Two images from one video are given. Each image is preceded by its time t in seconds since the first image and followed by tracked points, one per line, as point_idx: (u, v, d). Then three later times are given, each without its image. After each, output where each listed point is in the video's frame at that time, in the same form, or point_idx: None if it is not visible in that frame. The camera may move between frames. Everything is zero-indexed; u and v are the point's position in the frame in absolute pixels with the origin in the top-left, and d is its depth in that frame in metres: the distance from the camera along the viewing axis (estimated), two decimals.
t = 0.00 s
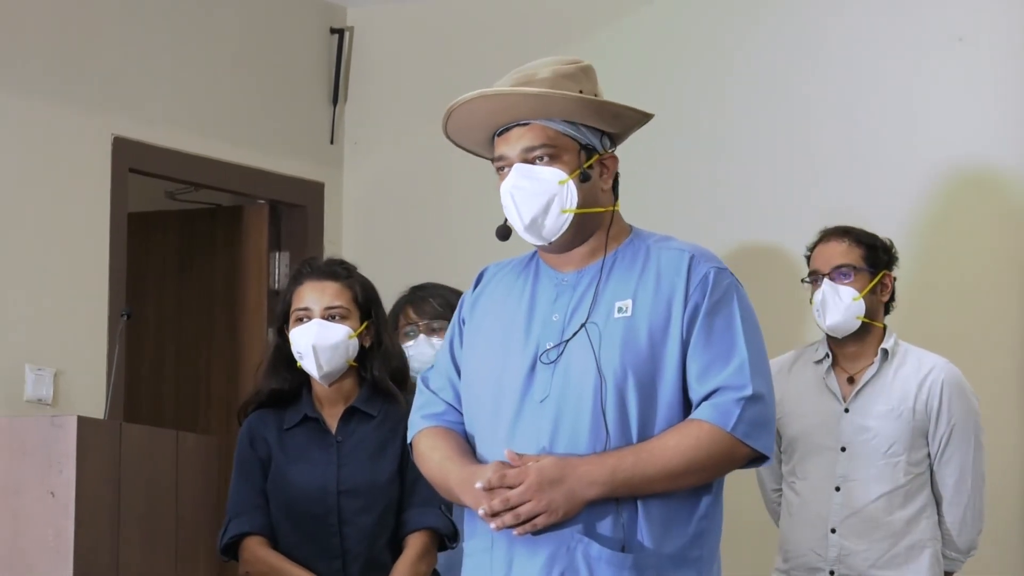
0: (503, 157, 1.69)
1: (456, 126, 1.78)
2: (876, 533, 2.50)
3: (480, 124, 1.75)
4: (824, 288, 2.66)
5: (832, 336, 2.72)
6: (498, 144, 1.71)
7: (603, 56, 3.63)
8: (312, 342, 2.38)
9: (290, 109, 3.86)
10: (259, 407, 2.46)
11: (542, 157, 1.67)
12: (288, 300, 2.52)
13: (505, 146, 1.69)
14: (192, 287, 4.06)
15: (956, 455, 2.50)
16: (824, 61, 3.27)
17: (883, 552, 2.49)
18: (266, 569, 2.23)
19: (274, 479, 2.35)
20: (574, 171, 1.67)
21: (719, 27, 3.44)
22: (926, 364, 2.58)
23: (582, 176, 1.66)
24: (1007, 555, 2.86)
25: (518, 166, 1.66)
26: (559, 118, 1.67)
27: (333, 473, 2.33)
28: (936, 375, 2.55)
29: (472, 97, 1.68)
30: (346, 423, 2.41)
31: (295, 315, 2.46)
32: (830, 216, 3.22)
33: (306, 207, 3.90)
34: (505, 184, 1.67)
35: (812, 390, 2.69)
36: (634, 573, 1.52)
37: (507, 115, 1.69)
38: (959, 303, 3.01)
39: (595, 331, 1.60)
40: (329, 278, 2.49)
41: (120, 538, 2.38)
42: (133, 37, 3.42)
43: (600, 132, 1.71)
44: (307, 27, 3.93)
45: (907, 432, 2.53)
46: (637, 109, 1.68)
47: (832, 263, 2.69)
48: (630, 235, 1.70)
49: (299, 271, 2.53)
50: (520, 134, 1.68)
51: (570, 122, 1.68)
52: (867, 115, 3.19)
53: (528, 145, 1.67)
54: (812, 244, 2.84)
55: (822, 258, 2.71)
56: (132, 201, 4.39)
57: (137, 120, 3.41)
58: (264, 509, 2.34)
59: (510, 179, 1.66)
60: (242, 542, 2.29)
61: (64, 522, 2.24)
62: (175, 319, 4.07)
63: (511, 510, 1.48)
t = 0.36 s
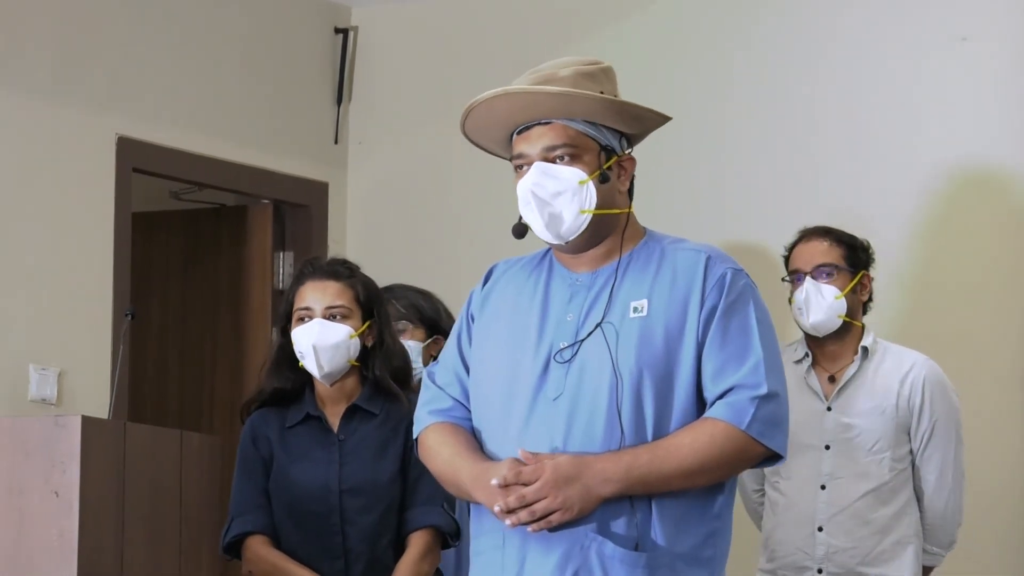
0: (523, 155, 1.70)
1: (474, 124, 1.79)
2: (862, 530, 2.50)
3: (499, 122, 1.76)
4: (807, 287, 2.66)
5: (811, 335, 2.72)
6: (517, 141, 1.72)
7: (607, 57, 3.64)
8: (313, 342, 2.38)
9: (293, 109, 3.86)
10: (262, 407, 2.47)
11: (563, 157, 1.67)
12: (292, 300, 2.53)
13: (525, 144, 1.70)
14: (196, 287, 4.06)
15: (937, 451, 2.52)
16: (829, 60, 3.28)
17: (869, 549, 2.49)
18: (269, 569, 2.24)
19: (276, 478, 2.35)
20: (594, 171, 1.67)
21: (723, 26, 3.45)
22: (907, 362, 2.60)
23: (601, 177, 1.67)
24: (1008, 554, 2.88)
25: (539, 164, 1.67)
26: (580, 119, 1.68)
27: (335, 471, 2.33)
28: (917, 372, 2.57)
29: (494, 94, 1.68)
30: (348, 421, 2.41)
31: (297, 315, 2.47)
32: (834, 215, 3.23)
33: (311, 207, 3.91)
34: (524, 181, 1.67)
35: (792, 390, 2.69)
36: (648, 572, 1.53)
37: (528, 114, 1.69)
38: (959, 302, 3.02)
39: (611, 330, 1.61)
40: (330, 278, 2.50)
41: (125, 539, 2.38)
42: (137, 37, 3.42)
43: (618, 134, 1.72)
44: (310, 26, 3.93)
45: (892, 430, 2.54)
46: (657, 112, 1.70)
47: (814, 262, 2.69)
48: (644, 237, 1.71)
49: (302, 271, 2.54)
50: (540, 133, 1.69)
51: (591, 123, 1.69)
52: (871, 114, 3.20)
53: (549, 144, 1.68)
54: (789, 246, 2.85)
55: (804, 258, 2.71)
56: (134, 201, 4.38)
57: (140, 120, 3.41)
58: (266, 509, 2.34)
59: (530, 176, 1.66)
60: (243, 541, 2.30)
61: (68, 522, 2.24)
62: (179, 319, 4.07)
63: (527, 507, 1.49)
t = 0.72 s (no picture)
0: (532, 152, 1.70)
1: (482, 118, 1.78)
2: (858, 532, 2.50)
3: (507, 118, 1.75)
4: (803, 282, 2.63)
5: (798, 337, 2.71)
6: (527, 138, 1.71)
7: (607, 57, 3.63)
8: (312, 342, 2.38)
9: (293, 108, 3.86)
10: (260, 408, 2.47)
11: (572, 155, 1.67)
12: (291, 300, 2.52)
13: (535, 141, 1.70)
14: (196, 287, 4.06)
15: (927, 448, 2.52)
16: (828, 59, 3.28)
17: (864, 550, 2.49)
18: (269, 568, 2.24)
19: (276, 478, 2.35)
20: (602, 171, 1.67)
21: (723, 26, 3.45)
22: (893, 361, 2.60)
23: (609, 177, 1.67)
24: (1009, 554, 2.87)
25: (547, 161, 1.66)
26: (591, 118, 1.68)
27: (335, 471, 2.33)
28: (904, 370, 2.57)
29: (507, 88, 1.68)
30: (347, 421, 2.42)
31: (296, 315, 2.47)
32: (833, 215, 3.23)
33: (310, 207, 3.91)
34: (533, 177, 1.66)
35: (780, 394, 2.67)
36: (654, 572, 1.53)
37: (539, 110, 1.69)
38: (958, 301, 3.02)
39: (616, 330, 1.61)
40: (329, 278, 2.50)
41: (124, 539, 2.37)
42: (136, 37, 3.41)
43: (626, 135, 1.73)
44: (309, 26, 3.93)
45: (881, 429, 2.54)
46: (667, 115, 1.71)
47: (811, 260, 2.67)
48: (647, 238, 1.71)
49: (301, 271, 2.54)
50: (551, 130, 1.68)
51: (601, 122, 1.69)
52: (870, 113, 3.20)
53: (559, 141, 1.67)
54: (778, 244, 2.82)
55: (802, 255, 2.68)
56: (133, 202, 4.38)
57: (140, 120, 3.41)
58: (266, 509, 2.34)
59: (539, 173, 1.65)
60: (243, 541, 2.30)
61: (67, 522, 2.24)
62: (178, 319, 4.07)
63: (534, 503, 1.49)
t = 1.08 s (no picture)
0: (534, 152, 1.69)
1: (482, 115, 1.76)
2: (872, 529, 2.49)
3: (506, 114, 1.73)
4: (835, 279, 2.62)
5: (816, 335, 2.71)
6: (531, 136, 1.70)
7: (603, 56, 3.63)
8: (311, 342, 2.38)
9: (289, 108, 3.86)
10: (257, 408, 2.46)
11: (576, 157, 1.67)
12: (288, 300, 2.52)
13: (539, 140, 1.69)
14: (192, 287, 4.06)
15: (943, 449, 2.50)
16: (826, 58, 3.28)
17: (879, 548, 2.49)
18: (265, 568, 2.23)
19: (274, 477, 2.35)
20: (605, 173, 1.67)
21: (719, 26, 3.45)
22: (912, 361, 2.59)
23: (612, 179, 1.67)
24: (1006, 554, 2.87)
25: (552, 162, 1.65)
26: (595, 120, 1.67)
27: (333, 470, 2.33)
28: (923, 371, 2.56)
29: (514, 87, 1.65)
30: (346, 421, 2.42)
31: (295, 316, 2.46)
32: (833, 214, 3.22)
33: (307, 207, 3.91)
34: (536, 178, 1.66)
35: (797, 391, 2.66)
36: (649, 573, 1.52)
37: (544, 110, 1.67)
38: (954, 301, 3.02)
39: (612, 330, 1.60)
40: (327, 278, 2.50)
41: (119, 540, 2.37)
42: (133, 37, 3.41)
43: (625, 136, 1.72)
44: (306, 26, 3.93)
45: (898, 428, 2.53)
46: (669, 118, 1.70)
47: (843, 258, 2.67)
48: (644, 239, 1.70)
49: (298, 271, 2.53)
50: (556, 131, 1.67)
51: (605, 123, 1.68)
52: (866, 113, 3.20)
53: (564, 143, 1.67)
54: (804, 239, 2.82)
55: (832, 252, 2.68)
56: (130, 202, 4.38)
57: (137, 120, 3.41)
58: (265, 508, 2.34)
59: (543, 174, 1.64)
60: (241, 540, 2.30)
61: (61, 523, 2.23)
62: (174, 319, 4.07)
63: (542, 486, 1.45)
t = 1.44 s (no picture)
0: (516, 151, 1.69)
1: (465, 118, 1.76)
2: (907, 531, 2.49)
3: (487, 116, 1.73)
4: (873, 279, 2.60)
5: (851, 336, 2.70)
6: (512, 137, 1.70)
7: (602, 55, 3.63)
8: (312, 342, 2.37)
9: (287, 108, 3.86)
10: (254, 407, 2.46)
11: (559, 153, 1.67)
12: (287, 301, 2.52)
13: (521, 140, 1.69)
14: (190, 287, 4.06)
15: (979, 452, 2.52)
16: (825, 58, 3.27)
17: (912, 550, 2.49)
18: (264, 567, 2.23)
19: (273, 478, 2.35)
20: (589, 169, 1.68)
21: (716, 26, 3.45)
22: (946, 363, 2.59)
23: (595, 175, 1.68)
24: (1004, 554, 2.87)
25: (535, 159, 1.66)
26: (576, 116, 1.68)
27: (333, 471, 2.33)
28: (958, 374, 2.56)
29: (496, 86, 1.65)
30: (346, 421, 2.42)
31: (295, 317, 2.45)
32: (833, 214, 3.22)
33: (305, 207, 3.91)
34: (521, 176, 1.66)
35: (834, 392, 2.66)
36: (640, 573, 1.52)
37: (525, 109, 1.67)
38: (953, 301, 3.01)
39: (601, 328, 1.60)
40: (326, 278, 2.50)
41: (117, 540, 2.37)
42: (132, 38, 3.42)
43: (604, 131, 1.73)
44: (303, 26, 3.93)
45: (933, 430, 2.54)
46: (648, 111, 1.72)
47: (881, 258, 2.65)
48: (630, 236, 1.70)
49: (297, 272, 2.53)
50: (537, 129, 1.67)
51: (585, 119, 1.69)
52: (864, 113, 3.20)
53: (546, 140, 1.67)
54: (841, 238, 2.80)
55: (871, 252, 2.66)
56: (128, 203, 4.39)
57: (134, 120, 3.41)
58: (264, 509, 2.33)
59: (528, 171, 1.65)
60: (239, 540, 2.29)
61: (58, 523, 2.23)
62: (173, 319, 4.08)
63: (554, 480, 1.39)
